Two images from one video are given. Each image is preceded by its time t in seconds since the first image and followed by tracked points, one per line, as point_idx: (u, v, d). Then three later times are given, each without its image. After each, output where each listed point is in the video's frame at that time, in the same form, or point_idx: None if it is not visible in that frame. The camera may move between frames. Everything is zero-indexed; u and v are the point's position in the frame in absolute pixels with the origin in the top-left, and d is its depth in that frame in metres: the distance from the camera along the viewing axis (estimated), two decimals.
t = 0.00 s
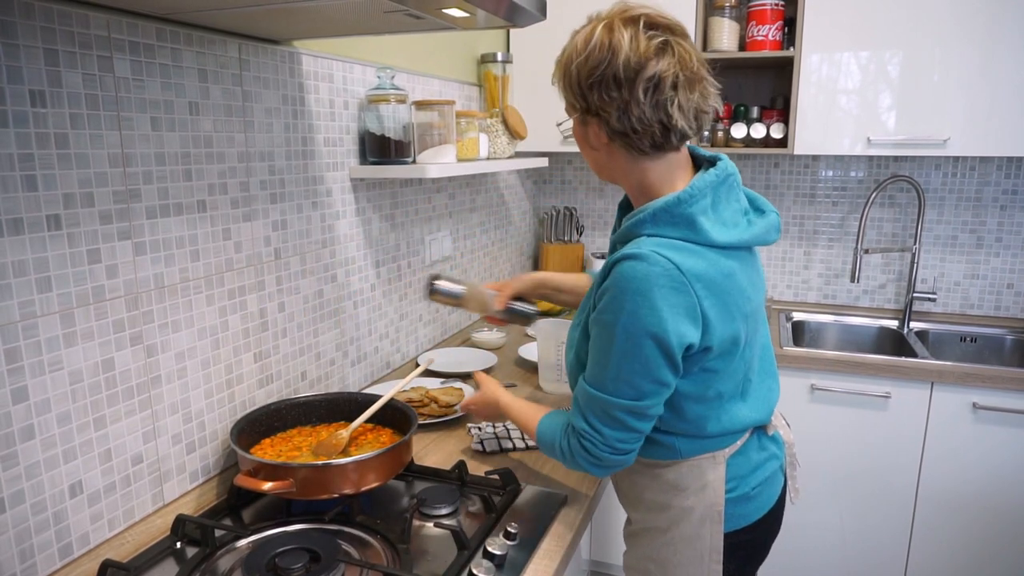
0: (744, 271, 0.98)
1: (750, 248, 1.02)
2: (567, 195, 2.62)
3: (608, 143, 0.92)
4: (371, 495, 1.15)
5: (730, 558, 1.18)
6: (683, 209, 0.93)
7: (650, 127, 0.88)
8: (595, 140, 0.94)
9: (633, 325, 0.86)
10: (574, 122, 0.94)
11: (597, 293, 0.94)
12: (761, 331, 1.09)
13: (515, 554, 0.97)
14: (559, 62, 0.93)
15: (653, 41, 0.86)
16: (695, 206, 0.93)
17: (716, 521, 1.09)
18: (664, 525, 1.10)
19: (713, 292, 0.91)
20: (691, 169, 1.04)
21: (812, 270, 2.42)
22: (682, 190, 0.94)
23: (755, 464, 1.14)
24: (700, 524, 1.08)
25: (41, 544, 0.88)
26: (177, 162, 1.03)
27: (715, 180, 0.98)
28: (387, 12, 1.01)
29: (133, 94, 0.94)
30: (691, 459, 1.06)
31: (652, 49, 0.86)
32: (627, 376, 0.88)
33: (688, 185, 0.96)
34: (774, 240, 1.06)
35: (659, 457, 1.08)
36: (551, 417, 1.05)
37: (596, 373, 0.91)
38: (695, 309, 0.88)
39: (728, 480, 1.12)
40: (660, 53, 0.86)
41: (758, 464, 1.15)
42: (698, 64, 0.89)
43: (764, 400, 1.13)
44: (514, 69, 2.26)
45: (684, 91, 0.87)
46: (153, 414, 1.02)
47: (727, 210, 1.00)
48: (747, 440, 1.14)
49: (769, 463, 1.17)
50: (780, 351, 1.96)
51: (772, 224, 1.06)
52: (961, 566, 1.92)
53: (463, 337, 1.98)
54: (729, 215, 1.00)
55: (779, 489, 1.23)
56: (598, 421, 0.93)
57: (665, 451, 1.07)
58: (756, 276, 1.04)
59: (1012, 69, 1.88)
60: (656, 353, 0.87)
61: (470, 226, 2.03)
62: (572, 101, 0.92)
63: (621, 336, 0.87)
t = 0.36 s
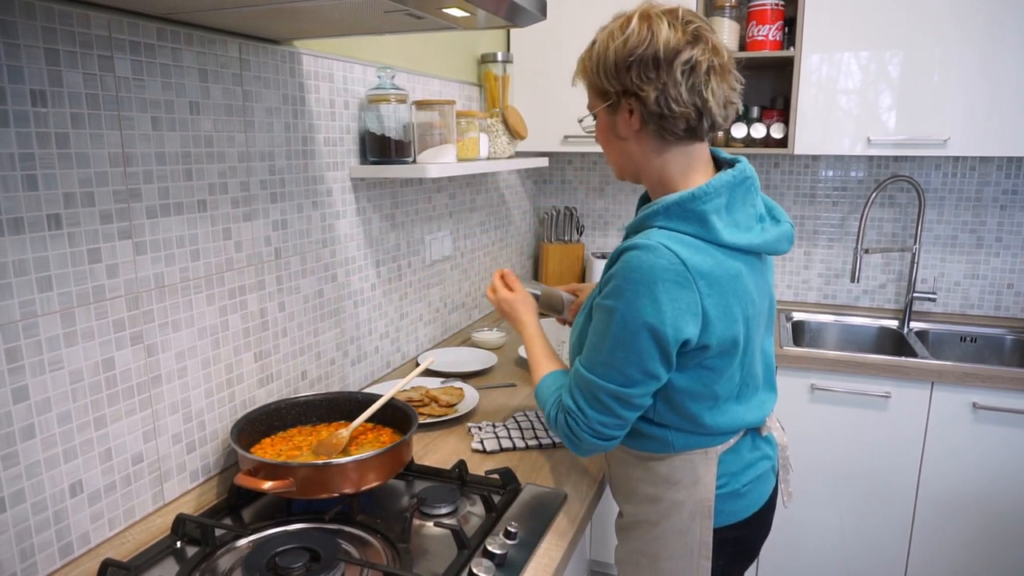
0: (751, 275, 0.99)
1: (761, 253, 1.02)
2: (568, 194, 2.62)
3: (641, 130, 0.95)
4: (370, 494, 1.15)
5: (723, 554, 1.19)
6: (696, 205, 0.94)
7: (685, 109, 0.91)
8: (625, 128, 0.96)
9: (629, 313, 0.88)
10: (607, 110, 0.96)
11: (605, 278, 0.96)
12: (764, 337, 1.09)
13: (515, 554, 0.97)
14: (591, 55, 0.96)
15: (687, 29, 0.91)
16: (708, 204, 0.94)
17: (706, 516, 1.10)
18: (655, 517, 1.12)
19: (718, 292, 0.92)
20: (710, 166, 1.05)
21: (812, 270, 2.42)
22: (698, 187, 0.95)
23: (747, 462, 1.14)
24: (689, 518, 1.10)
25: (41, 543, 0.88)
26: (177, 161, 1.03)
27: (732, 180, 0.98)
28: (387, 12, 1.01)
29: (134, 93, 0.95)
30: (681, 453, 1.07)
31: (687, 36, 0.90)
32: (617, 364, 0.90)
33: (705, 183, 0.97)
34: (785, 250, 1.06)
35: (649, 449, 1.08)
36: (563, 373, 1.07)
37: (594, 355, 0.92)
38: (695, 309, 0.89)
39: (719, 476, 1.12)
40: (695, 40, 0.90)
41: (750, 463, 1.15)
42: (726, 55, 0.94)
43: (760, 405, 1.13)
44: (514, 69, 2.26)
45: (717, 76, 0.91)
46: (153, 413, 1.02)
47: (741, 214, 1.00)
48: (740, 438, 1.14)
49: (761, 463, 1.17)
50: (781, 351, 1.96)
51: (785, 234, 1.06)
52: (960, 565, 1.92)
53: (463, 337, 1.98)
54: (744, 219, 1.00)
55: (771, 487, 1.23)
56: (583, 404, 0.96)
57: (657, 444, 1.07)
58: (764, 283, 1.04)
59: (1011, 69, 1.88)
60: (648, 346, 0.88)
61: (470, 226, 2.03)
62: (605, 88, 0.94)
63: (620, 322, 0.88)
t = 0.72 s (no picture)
0: (746, 264, 1.09)
1: (757, 246, 1.11)
2: (567, 194, 2.62)
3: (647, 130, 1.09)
4: (369, 493, 1.15)
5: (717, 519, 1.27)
6: (699, 195, 1.04)
7: (682, 122, 1.03)
8: (636, 124, 1.10)
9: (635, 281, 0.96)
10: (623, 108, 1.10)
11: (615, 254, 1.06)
12: (756, 324, 1.19)
13: (514, 552, 0.97)
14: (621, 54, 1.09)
15: (699, 50, 1.02)
16: (710, 195, 1.04)
17: (698, 481, 1.17)
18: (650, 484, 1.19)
19: (715, 272, 1.02)
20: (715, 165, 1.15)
21: (811, 269, 2.42)
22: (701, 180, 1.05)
23: (736, 435, 1.21)
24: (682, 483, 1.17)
25: (40, 542, 0.88)
26: (176, 160, 1.03)
27: (734, 176, 1.07)
28: (386, 11, 1.01)
29: (132, 92, 0.95)
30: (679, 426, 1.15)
31: (697, 57, 1.01)
32: (618, 327, 0.98)
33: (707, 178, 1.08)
34: (778, 246, 1.16)
35: (647, 421, 1.16)
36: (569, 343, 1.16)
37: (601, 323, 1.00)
38: (693, 283, 0.98)
39: (710, 447, 1.18)
40: (704, 62, 1.01)
41: (739, 436, 1.21)
42: (735, 80, 1.04)
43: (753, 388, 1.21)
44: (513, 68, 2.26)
45: (718, 99, 1.02)
46: (152, 412, 1.03)
47: (741, 208, 1.10)
48: (731, 412, 1.21)
49: (749, 436, 1.24)
50: (781, 350, 1.96)
51: (779, 231, 1.17)
52: (960, 565, 1.92)
53: (462, 336, 1.98)
54: (742, 212, 1.10)
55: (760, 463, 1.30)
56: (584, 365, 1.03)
57: (654, 416, 1.15)
58: (758, 275, 1.14)
59: (1011, 68, 1.88)
60: (649, 313, 0.96)
61: (469, 225, 2.03)
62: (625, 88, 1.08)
63: (626, 291, 0.97)
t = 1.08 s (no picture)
0: (738, 233, 1.28)
1: (748, 219, 1.30)
2: (566, 194, 2.62)
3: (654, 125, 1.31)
4: (369, 492, 1.15)
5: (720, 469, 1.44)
6: (696, 173, 1.24)
7: (683, 123, 1.26)
8: (645, 120, 1.33)
9: (644, 243, 1.16)
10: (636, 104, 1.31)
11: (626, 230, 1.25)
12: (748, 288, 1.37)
13: (514, 551, 0.97)
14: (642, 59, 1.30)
15: (707, 66, 1.23)
16: (706, 174, 1.24)
17: (711, 430, 1.34)
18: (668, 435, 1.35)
19: (713, 238, 1.21)
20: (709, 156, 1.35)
21: (810, 269, 2.42)
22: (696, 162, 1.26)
23: (742, 390, 1.40)
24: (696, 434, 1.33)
25: (40, 541, 0.88)
26: (176, 160, 1.03)
27: (725, 160, 1.27)
28: (385, 11, 1.01)
29: (132, 92, 0.95)
30: (690, 379, 1.32)
31: (703, 71, 1.23)
32: (632, 283, 1.17)
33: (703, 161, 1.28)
34: (763, 223, 1.35)
35: (661, 377, 1.33)
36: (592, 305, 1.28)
37: (621, 283, 1.18)
38: (693, 244, 1.17)
39: (721, 401, 1.37)
40: (710, 76, 1.23)
41: (744, 391, 1.41)
42: (733, 94, 1.25)
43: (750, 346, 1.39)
44: (513, 68, 2.26)
45: (716, 109, 1.24)
46: (152, 411, 1.03)
47: (732, 188, 1.30)
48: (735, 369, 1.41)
49: (751, 391, 1.44)
50: (780, 350, 1.96)
51: (764, 209, 1.36)
52: (959, 565, 1.92)
53: (462, 336, 1.98)
54: (733, 191, 1.29)
55: (756, 416, 1.50)
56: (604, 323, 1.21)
57: (666, 370, 1.32)
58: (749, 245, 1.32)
59: (1010, 68, 1.88)
60: (658, 268, 1.15)
61: (469, 224, 2.03)
62: (641, 87, 1.29)
63: (642, 253, 1.16)
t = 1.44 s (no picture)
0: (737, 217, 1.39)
1: (745, 205, 1.41)
2: (565, 194, 2.63)
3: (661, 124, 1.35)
4: (368, 493, 1.15)
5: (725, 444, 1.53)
6: (706, 159, 1.33)
7: (694, 122, 1.33)
8: (656, 117, 1.34)
9: (685, 221, 1.22)
10: (645, 103, 1.33)
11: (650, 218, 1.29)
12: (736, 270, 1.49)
13: (511, 551, 0.97)
14: (650, 58, 1.32)
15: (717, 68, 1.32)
16: (715, 161, 1.34)
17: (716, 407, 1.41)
18: (677, 415, 1.42)
19: (727, 217, 1.31)
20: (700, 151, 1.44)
21: (809, 269, 2.42)
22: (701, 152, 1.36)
23: (740, 366, 1.48)
24: (705, 411, 1.41)
25: (37, 541, 0.88)
26: (174, 160, 1.03)
27: (729, 150, 1.37)
28: (382, 11, 1.01)
29: (130, 92, 0.95)
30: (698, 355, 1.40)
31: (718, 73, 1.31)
32: (681, 261, 1.21)
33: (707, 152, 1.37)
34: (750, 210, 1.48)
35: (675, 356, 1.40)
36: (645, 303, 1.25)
37: (673, 263, 1.21)
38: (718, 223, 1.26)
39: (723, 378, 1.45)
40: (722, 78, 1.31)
41: (742, 367, 1.49)
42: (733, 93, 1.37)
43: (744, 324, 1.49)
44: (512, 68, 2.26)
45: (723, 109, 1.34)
46: (150, 412, 1.03)
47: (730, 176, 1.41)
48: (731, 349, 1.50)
49: (749, 368, 1.52)
50: (779, 351, 1.96)
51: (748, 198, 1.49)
52: (958, 564, 1.92)
53: (461, 336, 1.98)
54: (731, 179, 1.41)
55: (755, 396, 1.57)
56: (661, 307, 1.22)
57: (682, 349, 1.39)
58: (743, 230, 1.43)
59: (1009, 68, 1.88)
60: (700, 243, 1.22)
61: (468, 225, 2.03)
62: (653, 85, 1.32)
63: (686, 230, 1.22)
